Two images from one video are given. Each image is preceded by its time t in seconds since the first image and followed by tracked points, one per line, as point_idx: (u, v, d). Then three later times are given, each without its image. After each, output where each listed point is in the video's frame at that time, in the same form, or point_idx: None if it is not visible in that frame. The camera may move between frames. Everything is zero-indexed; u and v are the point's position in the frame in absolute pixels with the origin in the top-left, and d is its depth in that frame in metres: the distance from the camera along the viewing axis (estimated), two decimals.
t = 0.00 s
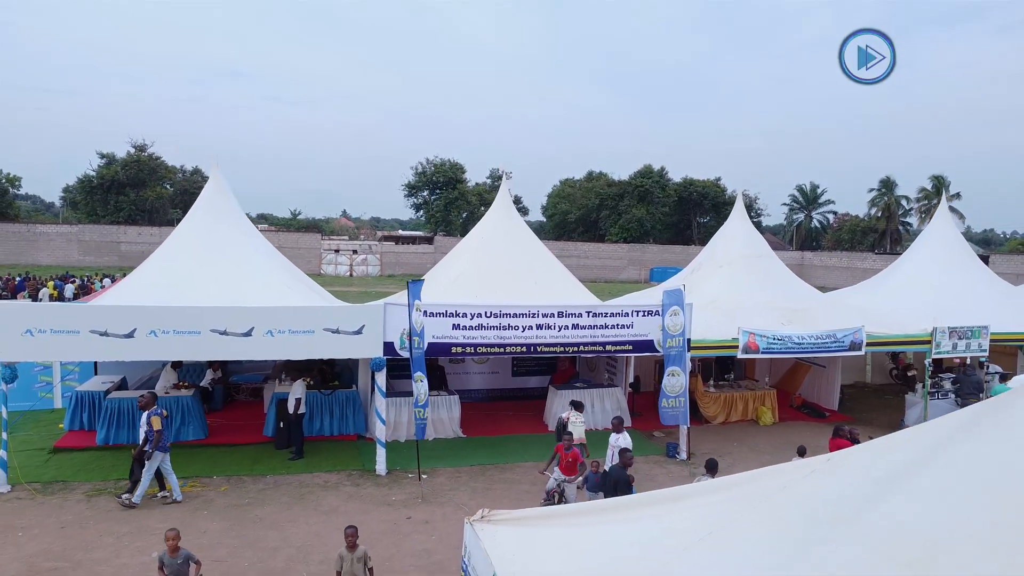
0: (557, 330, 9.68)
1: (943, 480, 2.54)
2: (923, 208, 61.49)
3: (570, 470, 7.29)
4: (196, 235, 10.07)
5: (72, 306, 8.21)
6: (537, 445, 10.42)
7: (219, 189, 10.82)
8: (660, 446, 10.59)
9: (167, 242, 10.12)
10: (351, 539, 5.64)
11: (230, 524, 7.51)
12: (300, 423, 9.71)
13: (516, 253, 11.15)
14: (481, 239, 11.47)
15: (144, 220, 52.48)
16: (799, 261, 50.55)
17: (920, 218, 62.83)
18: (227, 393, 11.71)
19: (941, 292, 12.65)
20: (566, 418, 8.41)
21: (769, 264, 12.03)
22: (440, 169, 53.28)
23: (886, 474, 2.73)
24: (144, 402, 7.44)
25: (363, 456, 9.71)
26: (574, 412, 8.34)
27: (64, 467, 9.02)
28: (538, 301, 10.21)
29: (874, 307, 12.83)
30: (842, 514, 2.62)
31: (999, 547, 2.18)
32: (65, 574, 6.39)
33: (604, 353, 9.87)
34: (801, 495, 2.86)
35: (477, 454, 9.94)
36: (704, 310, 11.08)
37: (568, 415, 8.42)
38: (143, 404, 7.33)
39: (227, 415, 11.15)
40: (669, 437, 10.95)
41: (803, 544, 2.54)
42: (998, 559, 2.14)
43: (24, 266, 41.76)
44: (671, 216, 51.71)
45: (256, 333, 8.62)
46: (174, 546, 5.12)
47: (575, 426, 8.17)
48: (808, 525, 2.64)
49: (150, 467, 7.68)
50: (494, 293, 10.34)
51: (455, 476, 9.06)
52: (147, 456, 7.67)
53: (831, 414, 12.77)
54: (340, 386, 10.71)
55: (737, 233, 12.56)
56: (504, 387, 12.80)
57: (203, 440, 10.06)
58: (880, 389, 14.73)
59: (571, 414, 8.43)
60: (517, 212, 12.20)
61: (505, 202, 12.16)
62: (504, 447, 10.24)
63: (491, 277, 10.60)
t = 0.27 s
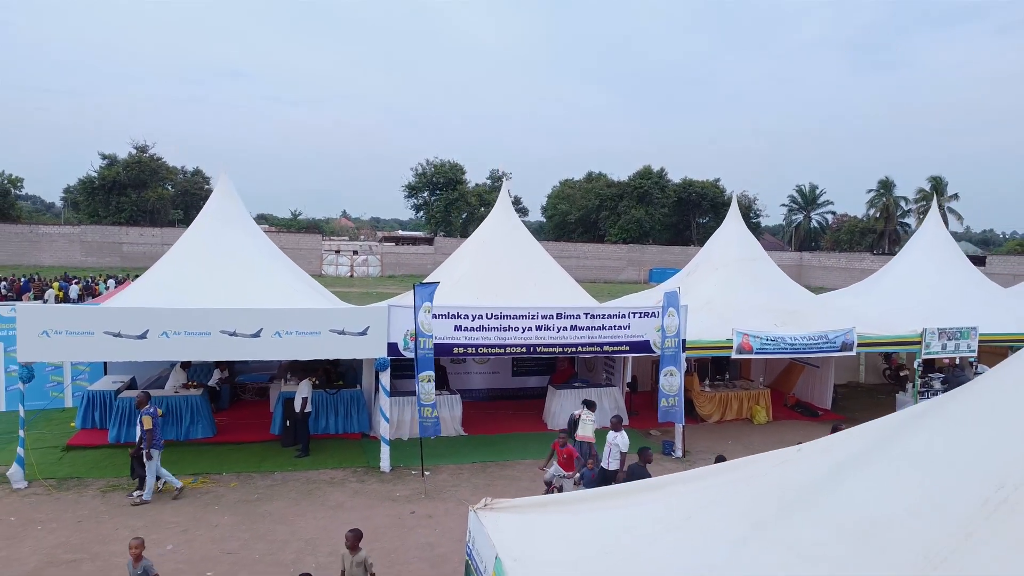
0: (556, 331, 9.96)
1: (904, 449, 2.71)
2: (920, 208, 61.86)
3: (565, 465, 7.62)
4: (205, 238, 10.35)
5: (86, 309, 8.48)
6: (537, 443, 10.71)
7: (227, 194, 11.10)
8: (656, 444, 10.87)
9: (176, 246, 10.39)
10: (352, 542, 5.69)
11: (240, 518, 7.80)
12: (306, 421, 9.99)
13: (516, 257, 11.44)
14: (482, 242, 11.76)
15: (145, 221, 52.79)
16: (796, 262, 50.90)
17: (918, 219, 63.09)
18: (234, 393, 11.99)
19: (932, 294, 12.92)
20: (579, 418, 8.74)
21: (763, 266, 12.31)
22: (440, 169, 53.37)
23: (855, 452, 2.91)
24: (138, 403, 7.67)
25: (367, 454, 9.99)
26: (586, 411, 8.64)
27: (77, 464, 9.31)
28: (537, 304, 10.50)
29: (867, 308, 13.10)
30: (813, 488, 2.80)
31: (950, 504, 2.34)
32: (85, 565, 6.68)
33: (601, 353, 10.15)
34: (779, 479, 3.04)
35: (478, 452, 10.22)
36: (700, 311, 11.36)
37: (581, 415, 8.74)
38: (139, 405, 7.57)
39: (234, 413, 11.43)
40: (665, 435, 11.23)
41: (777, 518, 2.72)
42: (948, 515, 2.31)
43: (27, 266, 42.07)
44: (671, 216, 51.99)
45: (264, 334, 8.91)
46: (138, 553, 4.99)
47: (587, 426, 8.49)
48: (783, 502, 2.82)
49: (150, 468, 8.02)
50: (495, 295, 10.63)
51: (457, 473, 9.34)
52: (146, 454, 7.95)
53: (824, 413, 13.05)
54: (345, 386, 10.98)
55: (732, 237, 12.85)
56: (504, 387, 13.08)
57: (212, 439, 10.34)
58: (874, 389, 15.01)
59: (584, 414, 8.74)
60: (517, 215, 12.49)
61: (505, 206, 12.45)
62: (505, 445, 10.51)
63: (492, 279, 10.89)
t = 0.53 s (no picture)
0: (554, 332, 10.21)
1: (874, 434, 2.83)
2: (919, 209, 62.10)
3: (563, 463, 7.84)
4: (212, 241, 10.60)
5: (98, 311, 8.72)
6: (536, 441, 10.96)
7: (233, 198, 11.36)
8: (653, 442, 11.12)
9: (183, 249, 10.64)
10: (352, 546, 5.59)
11: (248, 514, 8.04)
12: (311, 420, 10.25)
13: (516, 259, 11.70)
14: (483, 245, 12.02)
15: (147, 221, 53.07)
16: (795, 262, 51.13)
17: (916, 219, 63.33)
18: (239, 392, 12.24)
19: (924, 296, 13.15)
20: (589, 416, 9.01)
21: (758, 268, 12.56)
22: (440, 169, 53.66)
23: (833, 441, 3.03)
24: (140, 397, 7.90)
25: (371, 452, 10.24)
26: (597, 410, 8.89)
27: (88, 462, 9.56)
28: (536, 305, 10.76)
29: (860, 310, 13.34)
30: (791, 474, 2.94)
31: (911, 481, 2.44)
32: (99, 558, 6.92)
33: (598, 353, 10.40)
34: (758, 470, 3.22)
35: (479, 449, 10.48)
36: (695, 313, 11.62)
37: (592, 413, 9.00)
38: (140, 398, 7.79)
39: (240, 413, 11.68)
40: (662, 434, 11.48)
41: (755, 503, 2.86)
42: (908, 489, 2.42)
43: (30, 267, 42.32)
44: (670, 217, 52.25)
45: (271, 335, 9.15)
46: (107, 564, 5.05)
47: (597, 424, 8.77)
48: (763, 488, 2.97)
49: (150, 459, 8.23)
50: (495, 297, 10.88)
51: (458, 470, 9.59)
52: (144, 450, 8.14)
53: (818, 412, 13.30)
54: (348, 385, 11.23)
55: (727, 239, 13.10)
56: (504, 387, 13.32)
57: (219, 437, 10.60)
58: (868, 388, 15.26)
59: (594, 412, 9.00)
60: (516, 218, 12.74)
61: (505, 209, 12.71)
62: (505, 444, 10.77)
63: (492, 282, 11.14)
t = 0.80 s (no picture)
0: (552, 332, 10.50)
1: (837, 427, 3.12)
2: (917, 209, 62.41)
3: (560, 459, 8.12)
4: (220, 244, 10.91)
5: (111, 313, 9.02)
6: (535, 439, 11.26)
7: (240, 202, 11.66)
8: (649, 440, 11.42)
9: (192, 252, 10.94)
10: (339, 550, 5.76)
11: (257, 509, 8.33)
12: (316, 418, 10.54)
13: (515, 262, 12.00)
14: (483, 248, 12.33)
15: (149, 222, 53.41)
16: (793, 262, 51.42)
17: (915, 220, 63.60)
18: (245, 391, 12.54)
19: (915, 298, 13.46)
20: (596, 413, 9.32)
21: (752, 270, 12.87)
22: (441, 170, 53.98)
23: (804, 431, 3.32)
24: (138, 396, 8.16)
25: (374, 449, 10.54)
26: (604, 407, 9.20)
27: (100, 459, 9.85)
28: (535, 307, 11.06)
29: (852, 311, 13.64)
30: (764, 462, 3.24)
31: (864, 468, 2.73)
32: (115, 551, 7.21)
33: (595, 353, 10.70)
34: (734, 460, 3.52)
35: (479, 447, 10.78)
36: (690, 314, 11.92)
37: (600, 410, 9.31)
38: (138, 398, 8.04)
39: (246, 411, 11.97)
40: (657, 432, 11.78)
41: (728, 490, 3.16)
42: (860, 475, 2.71)
43: (33, 267, 42.64)
44: (669, 218, 52.56)
45: (277, 335, 9.45)
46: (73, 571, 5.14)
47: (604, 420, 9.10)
48: (740, 475, 3.27)
49: (149, 455, 8.49)
50: (495, 299, 11.18)
51: (459, 467, 9.90)
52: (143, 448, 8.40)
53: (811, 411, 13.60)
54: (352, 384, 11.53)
55: (722, 242, 13.41)
56: (504, 386, 13.62)
57: (226, 435, 10.89)
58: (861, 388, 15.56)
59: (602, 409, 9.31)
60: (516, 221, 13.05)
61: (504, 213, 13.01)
62: (505, 441, 11.07)
63: (492, 283, 11.44)
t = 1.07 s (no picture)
0: (551, 333, 10.76)
1: (809, 422, 3.39)
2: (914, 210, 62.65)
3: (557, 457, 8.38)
4: (227, 246, 11.17)
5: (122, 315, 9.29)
6: (534, 437, 11.52)
7: (246, 205, 11.93)
8: (645, 438, 11.69)
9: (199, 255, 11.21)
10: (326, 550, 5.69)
11: (264, 504, 8.59)
12: (320, 417, 10.79)
13: (515, 264, 12.27)
14: (483, 250, 12.60)
15: (150, 223, 53.68)
16: (792, 263, 51.68)
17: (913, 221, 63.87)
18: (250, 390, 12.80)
19: (906, 299, 13.73)
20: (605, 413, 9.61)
21: (747, 272, 13.14)
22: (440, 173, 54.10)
23: (780, 425, 3.58)
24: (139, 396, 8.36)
25: (377, 447, 10.79)
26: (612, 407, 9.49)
27: (110, 457, 10.12)
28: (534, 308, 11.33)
29: (845, 312, 13.92)
30: (743, 454, 3.50)
31: (830, 459, 2.99)
32: (128, 544, 7.47)
33: (593, 353, 10.96)
34: (715, 452, 3.78)
35: (480, 445, 11.05)
36: (686, 315, 12.19)
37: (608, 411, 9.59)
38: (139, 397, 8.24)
39: (251, 410, 12.23)
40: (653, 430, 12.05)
41: (710, 481, 3.42)
42: (827, 465, 2.97)
43: (35, 268, 42.87)
44: (668, 219, 52.84)
45: (283, 336, 9.71)
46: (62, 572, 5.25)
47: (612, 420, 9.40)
48: (720, 466, 3.54)
49: (144, 455, 8.71)
50: (495, 300, 11.44)
51: (460, 464, 10.17)
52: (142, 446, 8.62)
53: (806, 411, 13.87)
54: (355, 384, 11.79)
55: (718, 244, 13.69)
56: (504, 385, 13.88)
57: (232, 433, 11.15)
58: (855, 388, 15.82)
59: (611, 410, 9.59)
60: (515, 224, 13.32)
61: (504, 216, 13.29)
62: (504, 440, 11.32)
63: (493, 285, 11.70)
